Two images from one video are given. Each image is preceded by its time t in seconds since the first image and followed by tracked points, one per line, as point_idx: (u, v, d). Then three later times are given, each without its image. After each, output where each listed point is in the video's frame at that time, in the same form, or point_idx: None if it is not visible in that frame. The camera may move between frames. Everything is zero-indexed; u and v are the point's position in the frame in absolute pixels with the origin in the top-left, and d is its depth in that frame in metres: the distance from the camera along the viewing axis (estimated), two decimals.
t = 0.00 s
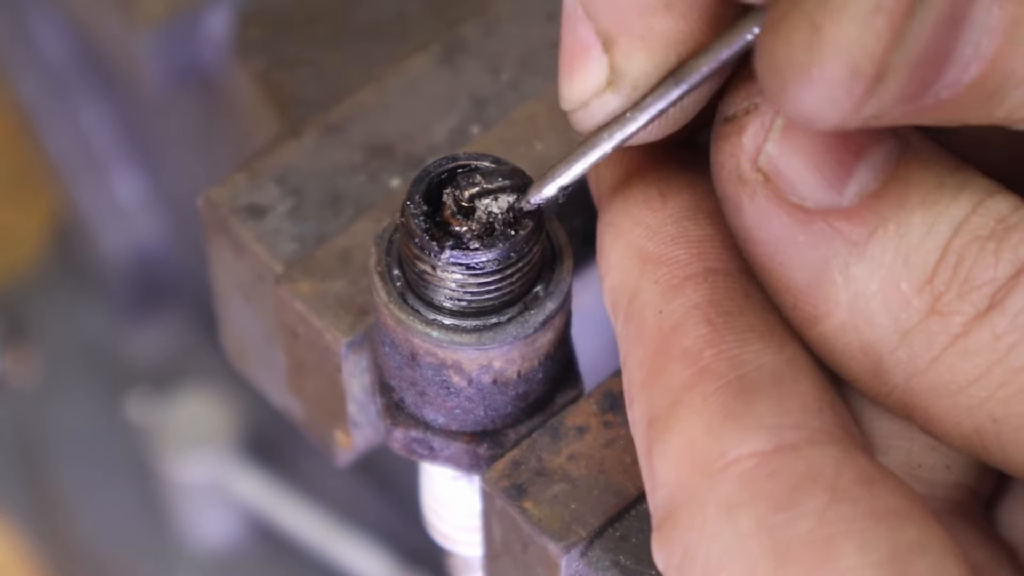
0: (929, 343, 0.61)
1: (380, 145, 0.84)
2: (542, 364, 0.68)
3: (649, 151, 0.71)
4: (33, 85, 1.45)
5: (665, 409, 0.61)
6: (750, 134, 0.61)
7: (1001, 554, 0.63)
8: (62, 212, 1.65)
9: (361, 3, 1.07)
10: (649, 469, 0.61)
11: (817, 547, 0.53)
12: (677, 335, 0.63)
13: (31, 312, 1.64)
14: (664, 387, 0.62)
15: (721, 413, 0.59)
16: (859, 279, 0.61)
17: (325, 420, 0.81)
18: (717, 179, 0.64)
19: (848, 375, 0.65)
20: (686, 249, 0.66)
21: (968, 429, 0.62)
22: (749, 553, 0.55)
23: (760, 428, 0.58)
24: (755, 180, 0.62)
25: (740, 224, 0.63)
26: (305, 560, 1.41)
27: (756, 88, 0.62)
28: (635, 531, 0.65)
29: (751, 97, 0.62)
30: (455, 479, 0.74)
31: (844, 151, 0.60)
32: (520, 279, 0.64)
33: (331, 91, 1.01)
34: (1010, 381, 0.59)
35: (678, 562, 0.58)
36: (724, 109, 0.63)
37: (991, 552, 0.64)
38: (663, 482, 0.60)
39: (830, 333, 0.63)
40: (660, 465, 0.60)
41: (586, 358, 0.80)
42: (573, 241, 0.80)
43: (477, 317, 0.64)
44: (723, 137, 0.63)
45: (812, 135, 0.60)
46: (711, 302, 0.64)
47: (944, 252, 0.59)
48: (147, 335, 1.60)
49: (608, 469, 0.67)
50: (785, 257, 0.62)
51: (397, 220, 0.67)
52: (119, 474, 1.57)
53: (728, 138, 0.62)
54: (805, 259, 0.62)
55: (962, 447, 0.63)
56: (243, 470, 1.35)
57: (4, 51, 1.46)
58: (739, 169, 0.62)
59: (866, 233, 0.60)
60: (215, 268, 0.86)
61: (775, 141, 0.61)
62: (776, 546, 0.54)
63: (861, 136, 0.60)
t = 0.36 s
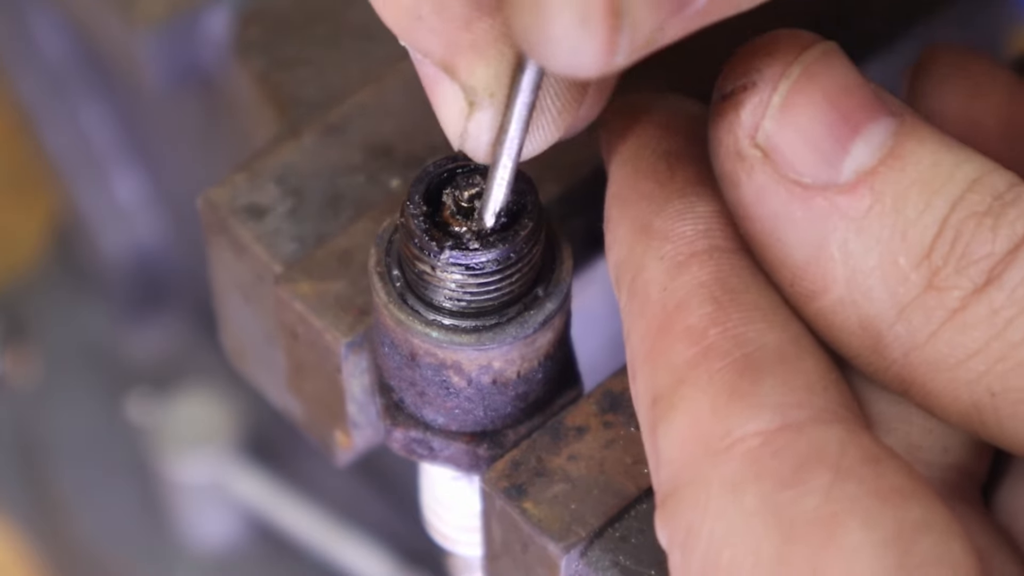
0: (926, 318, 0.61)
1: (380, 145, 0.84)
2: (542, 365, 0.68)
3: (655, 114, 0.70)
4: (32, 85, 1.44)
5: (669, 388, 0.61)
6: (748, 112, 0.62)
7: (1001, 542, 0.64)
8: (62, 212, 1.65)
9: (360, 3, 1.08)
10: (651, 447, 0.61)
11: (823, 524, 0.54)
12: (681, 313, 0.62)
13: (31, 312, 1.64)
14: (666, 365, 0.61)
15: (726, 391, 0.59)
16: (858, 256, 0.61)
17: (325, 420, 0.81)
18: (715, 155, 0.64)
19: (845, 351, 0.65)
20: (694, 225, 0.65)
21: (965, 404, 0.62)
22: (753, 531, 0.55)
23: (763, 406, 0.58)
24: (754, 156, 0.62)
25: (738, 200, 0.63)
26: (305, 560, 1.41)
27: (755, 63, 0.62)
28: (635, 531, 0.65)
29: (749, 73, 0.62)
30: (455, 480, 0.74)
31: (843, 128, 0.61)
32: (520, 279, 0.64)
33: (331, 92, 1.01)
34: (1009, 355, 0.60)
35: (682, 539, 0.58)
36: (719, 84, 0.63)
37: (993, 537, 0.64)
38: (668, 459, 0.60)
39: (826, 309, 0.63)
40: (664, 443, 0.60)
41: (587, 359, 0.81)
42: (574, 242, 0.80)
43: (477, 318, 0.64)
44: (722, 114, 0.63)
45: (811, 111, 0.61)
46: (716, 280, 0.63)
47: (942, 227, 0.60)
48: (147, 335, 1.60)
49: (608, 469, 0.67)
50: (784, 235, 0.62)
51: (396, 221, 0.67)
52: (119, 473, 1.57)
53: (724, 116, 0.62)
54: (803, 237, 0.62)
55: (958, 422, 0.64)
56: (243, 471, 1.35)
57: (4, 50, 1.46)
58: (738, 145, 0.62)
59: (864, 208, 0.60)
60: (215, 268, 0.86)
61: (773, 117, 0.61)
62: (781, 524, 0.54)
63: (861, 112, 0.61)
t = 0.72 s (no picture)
0: (941, 315, 0.61)
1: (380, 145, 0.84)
2: (542, 364, 0.68)
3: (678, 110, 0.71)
4: (32, 84, 1.44)
5: (682, 379, 0.61)
6: (767, 104, 0.60)
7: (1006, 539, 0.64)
8: (62, 212, 1.65)
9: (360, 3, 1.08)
10: (662, 441, 0.61)
11: (832, 517, 0.54)
12: (694, 305, 0.63)
13: (30, 311, 1.64)
14: (679, 357, 0.62)
15: (738, 384, 0.59)
16: (872, 252, 0.61)
17: (324, 420, 0.81)
18: (731, 147, 0.63)
19: (856, 346, 0.65)
20: (708, 219, 0.66)
21: (977, 402, 0.62)
22: (763, 522, 0.56)
23: (776, 401, 0.58)
24: (771, 149, 0.61)
25: (756, 192, 0.62)
26: (305, 560, 1.41)
27: (774, 56, 0.61)
28: (635, 530, 0.65)
29: (768, 65, 0.61)
30: (454, 479, 0.74)
31: (861, 125, 0.60)
32: (520, 279, 0.64)
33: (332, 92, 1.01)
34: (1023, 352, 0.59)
35: (692, 531, 0.58)
36: (739, 75, 0.62)
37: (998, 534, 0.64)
38: (678, 451, 0.60)
39: (841, 305, 0.63)
40: (676, 435, 0.60)
41: (587, 359, 0.81)
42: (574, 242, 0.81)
43: (476, 317, 0.64)
44: (739, 106, 0.62)
45: (829, 107, 0.60)
46: (730, 274, 0.64)
47: (958, 224, 0.60)
48: (147, 335, 1.60)
49: (607, 468, 0.67)
50: (799, 230, 0.62)
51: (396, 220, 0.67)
52: (119, 473, 1.57)
53: (743, 108, 0.61)
54: (819, 233, 0.61)
55: (970, 421, 0.64)
56: (243, 471, 1.35)
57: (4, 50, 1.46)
58: (755, 137, 0.61)
59: (881, 204, 0.60)
60: (215, 267, 0.86)
61: (792, 111, 0.60)
62: (791, 516, 0.55)
63: (880, 110, 0.61)
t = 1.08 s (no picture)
0: (956, 323, 0.60)
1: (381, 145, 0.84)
2: (542, 364, 0.67)
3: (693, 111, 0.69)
4: (32, 84, 1.44)
5: (697, 389, 0.61)
6: (779, 114, 0.60)
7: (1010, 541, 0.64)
8: (62, 212, 1.65)
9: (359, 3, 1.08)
10: (677, 449, 0.61)
11: (852, 526, 0.54)
12: (710, 314, 0.62)
13: (30, 311, 1.64)
14: (694, 366, 0.61)
15: (756, 393, 0.59)
16: (887, 262, 0.60)
17: (325, 420, 0.81)
18: (744, 157, 0.62)
19: (871, 357, 0.65)
20: (722, 227, 0.65)
21: (993, 411, 0.62)
22: (782, 533, 0.56)
23: (794, 410, 0.58)
24: (784, 159, 0.60)
25: (769, 202, 0.62)
26: (305, 560, 1.41)
27: (787, 66, 0.60)
28: (636, 530, 0.65)
29: (782, 75, 0.60)
30: (454, 479, 0.74)
31: (874, 134, 0.60)
32: (520, 278, 0.64)
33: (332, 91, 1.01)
34: None
35: (710, 541, 0.58)
36: (751, 86, 0.61)
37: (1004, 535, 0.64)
38: (694, 461, 0.60)
39: (856, 314, 0.63)
40: (690, 444, 0.60)
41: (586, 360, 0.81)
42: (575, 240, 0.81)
43: (477, 317, 0.64)
44: (753, 116, 0.61)
45: (843, 117, 0.59)
46: (745, 282, 0.63)
47: (972, 233, 0.59)
48: (147, 334, 1.61)
49: (608, 468, 0.67)
50: (814, 239, 0.62)
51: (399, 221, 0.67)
52: (119, 473, 1.57)
53: (756, 117, 0.61)
54: (835, 242, 0.61)
55: (986, 430, 0.63)
56: (243, 470, 1.35)
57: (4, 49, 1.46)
58: (768, 147, 0.61)
59: (895, 213, 0.60)
60: (215, 268, 0.86)
61: (804, 122, 0.60)
62: (811, 526, 0.55)
63: (892, 119, 0.60)
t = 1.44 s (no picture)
0: (955, 324, 0.60)
1: (381, 145, 0.84)
2: (542, 365, 0.67)
3: (692, 110, 0.69)
4: (32, 84, 1.44)
5: (696, 389, 0.61)
6: (781, 114, 0.59)
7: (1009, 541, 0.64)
8: (61, 212, 1.65)
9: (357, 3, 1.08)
10: (676, 450, 0.61)
11: (851, 527, 0.54)
12: (708, 315, 0.62)
13: (30, 311, 1.64)
14: (693, 366, 0.61)
15: (754, 393, 0.59)
16: (885, 262, 0.60)
17: (325, 421, 0.81)
18: (744, 157, 0.62)
19: (871, 357, 0.65)
20: (721, 228, 0.65)
21: (993, 411, 0.62)
22: (780, 532, 0.56)
23: (793, 410, 0.58)
24: (784, 159, 0.60)
25: (768, 202, 0.62)
26: (305, 560, 1.41)
27: (784, 66, 0.60)
28: (636, 532, 0.65)
29: (779, 74, 0.60)
30: (455, 480, 0.74)
31: (873, 134, 0.59)
32: (521, 279, 0.63)
33: (332, 92, 1.02)
34: None
35: (707, 541, 0.58)
36: (751, 86, 0.61)
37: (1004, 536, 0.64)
38: (692, 461, 0.60)
39: (855, 314, 0.63)
40: (689, 445, 0.60)
41: (586, 359, 0.81)
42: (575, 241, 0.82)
43: (476, 318, 0.64)
44: (752, 115, 0.61)
45: (843, 117, 0.59)
46: (743, 283, 0.63)
47: (972, 233, 0.59)
48: (147, 334, 1.61)
49: (608, 469, 0.67)
50: (812, 240, 0.62)
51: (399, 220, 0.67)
52: (119, 473, 1.57)
53: (754, 118, 0.60)
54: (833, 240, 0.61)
55: (985, 432, 0.64)
56: (243, 471, 1.35)
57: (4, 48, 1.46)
58: (767, 147, 0.60)
59: (894, 213, 0.60)
60: (215, 268, 0.86)
61: (804, 122, 0.59)
62: (810, 526, 0.55)
63: (891, 120, 0.60)
